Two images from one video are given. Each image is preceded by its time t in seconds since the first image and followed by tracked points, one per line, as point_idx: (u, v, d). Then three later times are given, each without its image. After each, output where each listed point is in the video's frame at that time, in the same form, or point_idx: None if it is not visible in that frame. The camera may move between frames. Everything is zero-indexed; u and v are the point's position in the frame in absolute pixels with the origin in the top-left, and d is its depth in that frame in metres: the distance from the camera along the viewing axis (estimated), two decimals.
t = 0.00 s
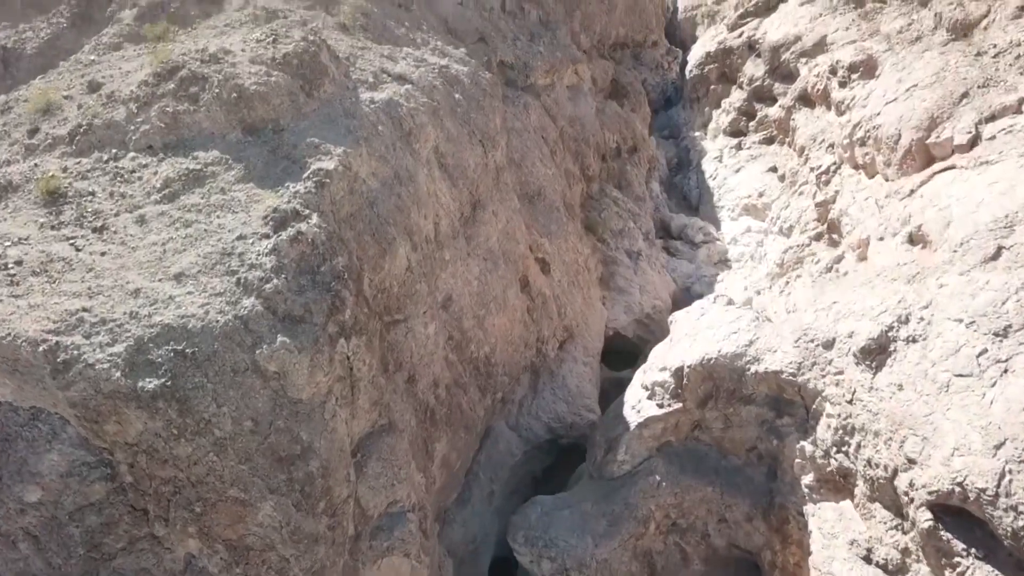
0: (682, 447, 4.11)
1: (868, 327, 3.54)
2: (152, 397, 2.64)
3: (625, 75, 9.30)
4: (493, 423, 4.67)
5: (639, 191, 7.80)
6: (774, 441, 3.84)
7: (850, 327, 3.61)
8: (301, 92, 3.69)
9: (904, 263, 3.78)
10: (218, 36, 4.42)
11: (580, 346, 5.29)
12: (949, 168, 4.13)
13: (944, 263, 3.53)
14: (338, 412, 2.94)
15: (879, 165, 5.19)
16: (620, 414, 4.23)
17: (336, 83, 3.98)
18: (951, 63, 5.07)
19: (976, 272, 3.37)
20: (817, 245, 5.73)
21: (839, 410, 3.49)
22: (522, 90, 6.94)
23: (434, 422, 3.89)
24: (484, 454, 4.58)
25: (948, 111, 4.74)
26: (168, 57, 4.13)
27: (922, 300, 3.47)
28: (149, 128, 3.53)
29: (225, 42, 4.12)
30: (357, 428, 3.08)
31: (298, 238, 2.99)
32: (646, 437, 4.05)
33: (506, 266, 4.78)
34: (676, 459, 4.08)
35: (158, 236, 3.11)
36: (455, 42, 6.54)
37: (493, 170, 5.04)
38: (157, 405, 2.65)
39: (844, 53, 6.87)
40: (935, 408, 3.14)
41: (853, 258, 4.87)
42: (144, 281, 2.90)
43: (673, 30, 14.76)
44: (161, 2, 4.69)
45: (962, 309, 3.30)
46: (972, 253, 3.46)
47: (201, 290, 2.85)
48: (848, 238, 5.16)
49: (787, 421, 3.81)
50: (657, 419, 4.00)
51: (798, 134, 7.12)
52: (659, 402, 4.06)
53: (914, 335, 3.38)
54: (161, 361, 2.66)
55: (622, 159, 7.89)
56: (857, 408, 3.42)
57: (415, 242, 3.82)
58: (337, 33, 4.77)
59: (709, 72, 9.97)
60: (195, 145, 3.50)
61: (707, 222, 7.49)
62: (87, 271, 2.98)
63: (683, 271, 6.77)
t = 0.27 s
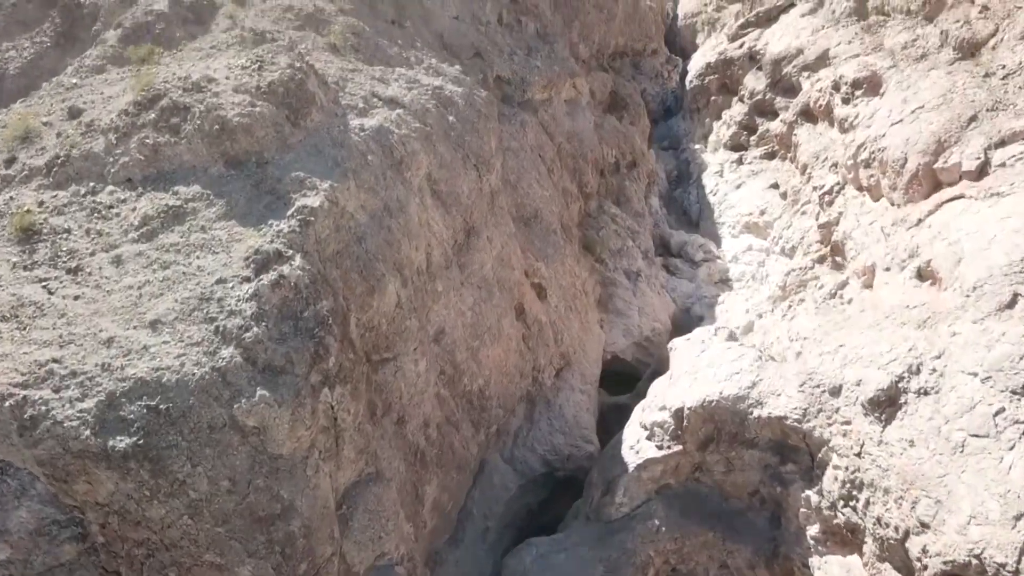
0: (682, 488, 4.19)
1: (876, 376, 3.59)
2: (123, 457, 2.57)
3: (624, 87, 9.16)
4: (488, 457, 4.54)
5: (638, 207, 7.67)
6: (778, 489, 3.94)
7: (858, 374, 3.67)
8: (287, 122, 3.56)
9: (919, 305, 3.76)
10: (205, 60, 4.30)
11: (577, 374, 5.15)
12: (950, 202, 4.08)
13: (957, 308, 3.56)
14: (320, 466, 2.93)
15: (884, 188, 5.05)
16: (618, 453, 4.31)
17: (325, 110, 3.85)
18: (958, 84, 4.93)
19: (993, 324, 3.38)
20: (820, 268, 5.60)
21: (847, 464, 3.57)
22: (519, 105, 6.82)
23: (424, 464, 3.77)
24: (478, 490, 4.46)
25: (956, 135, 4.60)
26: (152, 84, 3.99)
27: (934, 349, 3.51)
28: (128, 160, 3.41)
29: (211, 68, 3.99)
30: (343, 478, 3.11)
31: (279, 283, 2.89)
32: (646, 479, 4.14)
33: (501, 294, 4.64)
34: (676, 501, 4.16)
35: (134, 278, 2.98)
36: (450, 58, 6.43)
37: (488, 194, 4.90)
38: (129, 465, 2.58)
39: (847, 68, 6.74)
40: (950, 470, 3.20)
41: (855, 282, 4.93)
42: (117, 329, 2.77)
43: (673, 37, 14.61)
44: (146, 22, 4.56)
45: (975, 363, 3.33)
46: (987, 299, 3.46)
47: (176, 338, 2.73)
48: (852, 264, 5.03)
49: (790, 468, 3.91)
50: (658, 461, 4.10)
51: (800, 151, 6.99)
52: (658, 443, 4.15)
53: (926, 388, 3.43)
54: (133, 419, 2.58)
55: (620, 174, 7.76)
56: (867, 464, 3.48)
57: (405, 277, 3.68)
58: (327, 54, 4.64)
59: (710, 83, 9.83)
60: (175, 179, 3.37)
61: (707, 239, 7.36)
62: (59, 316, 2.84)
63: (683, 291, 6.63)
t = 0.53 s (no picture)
0: (681, 545, 4.16)
1: (893, 448, 3.60)
2: (81, 544, 2.45)
3: (623, 102, 8.98)
4: (481, 502, 4.37)
5: (637, 228, 7.50)
6: (782, 553, 3.90)
7: (871, 443, 3.68)
8: (267, 164, 3.37)
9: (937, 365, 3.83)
10: (185, 93, 4.12)
11: (574, 412, 4.97)
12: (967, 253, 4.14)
13: (975, 372, 3.63)
14: (297, 542, 2.89)
15: (892, 220, 4.89)
16: (615, 507, 4.25)
17: (308, 148, 3.68)
18: (968, 113, 4.77)
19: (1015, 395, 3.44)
20: (824, 299, 5.43)
21: (858, 537, 3.54)
22: (515, 126, 6.65)
23: (411, 522, 3.65)
24: (469, 539, 4.28)
25: (967, 168, 4.44)
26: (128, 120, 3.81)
27: (950, 420, 3.55)
28: (99, 207, 3.22)
29: (190, 103, 3.81)
30: (323, 551, 3.07)
31: (253, 346, 2.77)
32: (644, 537, 4.08)
33: (495, 333, 4.47)
34: (672, 559, 4.16)
35: (101, 339, 2.82)
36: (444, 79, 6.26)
37: (481, 227, 4.73)
38: (89, 551, 2.46)
39: (851, 89, 6.57)
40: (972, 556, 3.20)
41: (861, 321, 4.76)
42: (82, 399, 2.63)
43: (673, 46, 14.42)
44: (125, 51, 4.38)
45: (996, 439, 3.38)
46: (1010, 366, 3.52)
47: (144, 411, 2.62)
48: (859, 298, 4.86)
49: (796, 534, 3.86)
50: (656, 519, 4.04)
51: (803, 173, 6.82)
52: (658, 500, 4.09)
53: (945, 463, 3.45)
54: (93, 500, 2.47)
55: (619, 195, 7.60)
56: (879, 539, 3.47)
57: (392, 325, 3.51)
58: (314, 83, 4.46)
59: (710, 97, 9.65)
60: (148, 227, 3.20)
61: (707, 261, 7.20)
62: (20, 381, 2.68)
63: (683, 318, 6.46)
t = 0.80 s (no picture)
0: None
1: (903, 519, 3.36)
2: None
3: (622, 116, 8.83)
4: (474, 547, 4.23)
5: (636, 249, 7.35)
6: None
7: (880, 511, 3.44)
8: (247, 206, 3.25)
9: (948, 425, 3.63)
10: (167, 125, 3.97)
11: (571, 448, 4.83)
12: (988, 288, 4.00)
13: (992, 438, 3.44)
14: None
15: (898, 251, 4.74)
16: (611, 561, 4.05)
17: (292, 186, 3.54)
18: (976, 141, 4.62)
19: None
20: (828, 329, 5.28)
21: None
22: (511, 147, 6.51)
23: None
24: None
25: (976, 200, 4.29)
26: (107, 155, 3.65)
27: (966, 491, 3.32)
28: (72, 251, 3.05)
29: (170, 138, 3.67)
30: None
31: (227, 411, 2.66)
32: None
33: (489, 370, 4.32)
34: None
35: (68, 400, 2.68)
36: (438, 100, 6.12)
37: (475, 259, 4.59)
38: None
39: (855, 109, 6.42)
40: None
41: (867, 354, 4.63)
42: (46, 469, 2.50)
43: (673, 54, 14.28)
44: (106, 79, 4.23)
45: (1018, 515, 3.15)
46: None
47: (111, 483, 2.49)
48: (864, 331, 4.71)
49: None
50: None
51: (806, 194, 6.68)
52: (657, 556, 3.90)
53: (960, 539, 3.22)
54: None
55: (617, 214, 7.47)
56: None
57: (379, 373, 3.37)
58: (302, 112, 4.32)
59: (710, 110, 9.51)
60: (122, 275, 3.04)
61: (707, 281, 7.04)
62: None
63: (683, 343, 6.31)
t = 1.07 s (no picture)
0: None
1: None
2: None
3: (621, 130, 8.72)
4: None
5: (635, 266, 7.23)
6: None
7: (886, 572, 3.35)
8: (230, 245, 3.13)
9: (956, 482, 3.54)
10: (151, 154, 3.85)
11: (568, 481, 4.71)
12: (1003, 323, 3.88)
13: (1005, 500, 3.36)
14: None
15: (903, 278, 4.62)
16: None
17: (278, 221, 3.42)
18: (983, 167, 4.50)
19: None
20: (831, 355, 5.17)
21: None
22: (508, 165, 6.40)
23: None
24: None
25: (984, 230, 4.17)
26: (87, 188, 3.54)
27: (979, 559, 3.24)
28: (47, 294, 2.92)
29: (153, 171, 3.55)
30: None
31: (206, 470, 2.56)
32: None
33: (483, 404, 4.20)
34: None
35: (38, 458, 2.55)
36: (433, 119, 6.01)
37: (470, 287, 4.47)
38: None
39: (857, 127, 6.31)
40: None
41: (872, 386, 4.51)
42: (12, 535, 2.37)
43: (672, 62, 14.17)
44: (89, 105, 4.11)
45: None
46: None
47: (81, 550, 2.37)
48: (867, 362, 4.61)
49: None
50: None
51: (808, 212, 6.56)
52: None
53: None
54: None
55: (615, 232, 7.36)
56: None
57: (367, 417, 3.26)
58: (291, 138, 4.20)
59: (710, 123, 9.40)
60: (99, 320, 2.92)
61: (706, 301, 6.93)
62: None
63: (682, 366, 6.19)
